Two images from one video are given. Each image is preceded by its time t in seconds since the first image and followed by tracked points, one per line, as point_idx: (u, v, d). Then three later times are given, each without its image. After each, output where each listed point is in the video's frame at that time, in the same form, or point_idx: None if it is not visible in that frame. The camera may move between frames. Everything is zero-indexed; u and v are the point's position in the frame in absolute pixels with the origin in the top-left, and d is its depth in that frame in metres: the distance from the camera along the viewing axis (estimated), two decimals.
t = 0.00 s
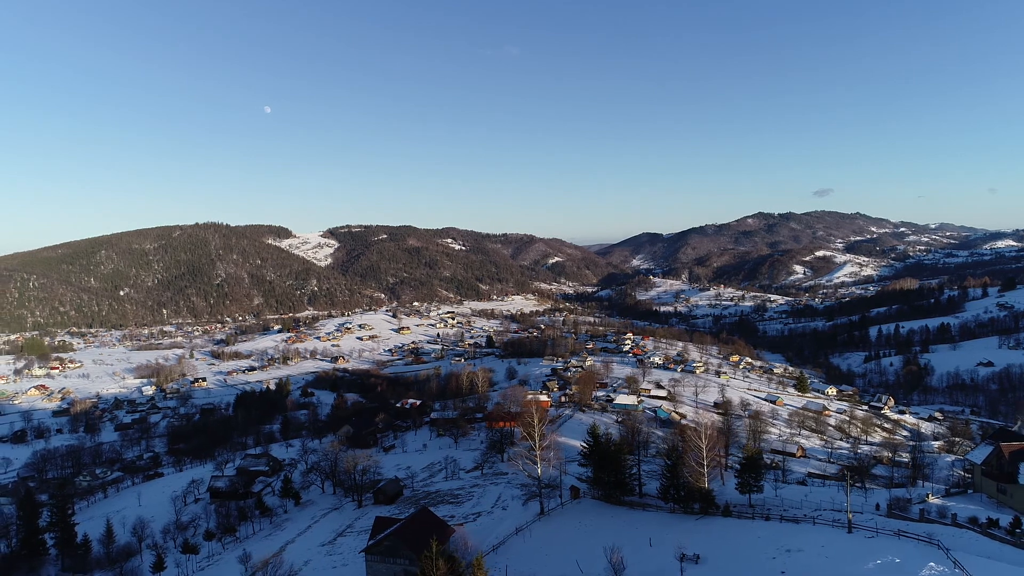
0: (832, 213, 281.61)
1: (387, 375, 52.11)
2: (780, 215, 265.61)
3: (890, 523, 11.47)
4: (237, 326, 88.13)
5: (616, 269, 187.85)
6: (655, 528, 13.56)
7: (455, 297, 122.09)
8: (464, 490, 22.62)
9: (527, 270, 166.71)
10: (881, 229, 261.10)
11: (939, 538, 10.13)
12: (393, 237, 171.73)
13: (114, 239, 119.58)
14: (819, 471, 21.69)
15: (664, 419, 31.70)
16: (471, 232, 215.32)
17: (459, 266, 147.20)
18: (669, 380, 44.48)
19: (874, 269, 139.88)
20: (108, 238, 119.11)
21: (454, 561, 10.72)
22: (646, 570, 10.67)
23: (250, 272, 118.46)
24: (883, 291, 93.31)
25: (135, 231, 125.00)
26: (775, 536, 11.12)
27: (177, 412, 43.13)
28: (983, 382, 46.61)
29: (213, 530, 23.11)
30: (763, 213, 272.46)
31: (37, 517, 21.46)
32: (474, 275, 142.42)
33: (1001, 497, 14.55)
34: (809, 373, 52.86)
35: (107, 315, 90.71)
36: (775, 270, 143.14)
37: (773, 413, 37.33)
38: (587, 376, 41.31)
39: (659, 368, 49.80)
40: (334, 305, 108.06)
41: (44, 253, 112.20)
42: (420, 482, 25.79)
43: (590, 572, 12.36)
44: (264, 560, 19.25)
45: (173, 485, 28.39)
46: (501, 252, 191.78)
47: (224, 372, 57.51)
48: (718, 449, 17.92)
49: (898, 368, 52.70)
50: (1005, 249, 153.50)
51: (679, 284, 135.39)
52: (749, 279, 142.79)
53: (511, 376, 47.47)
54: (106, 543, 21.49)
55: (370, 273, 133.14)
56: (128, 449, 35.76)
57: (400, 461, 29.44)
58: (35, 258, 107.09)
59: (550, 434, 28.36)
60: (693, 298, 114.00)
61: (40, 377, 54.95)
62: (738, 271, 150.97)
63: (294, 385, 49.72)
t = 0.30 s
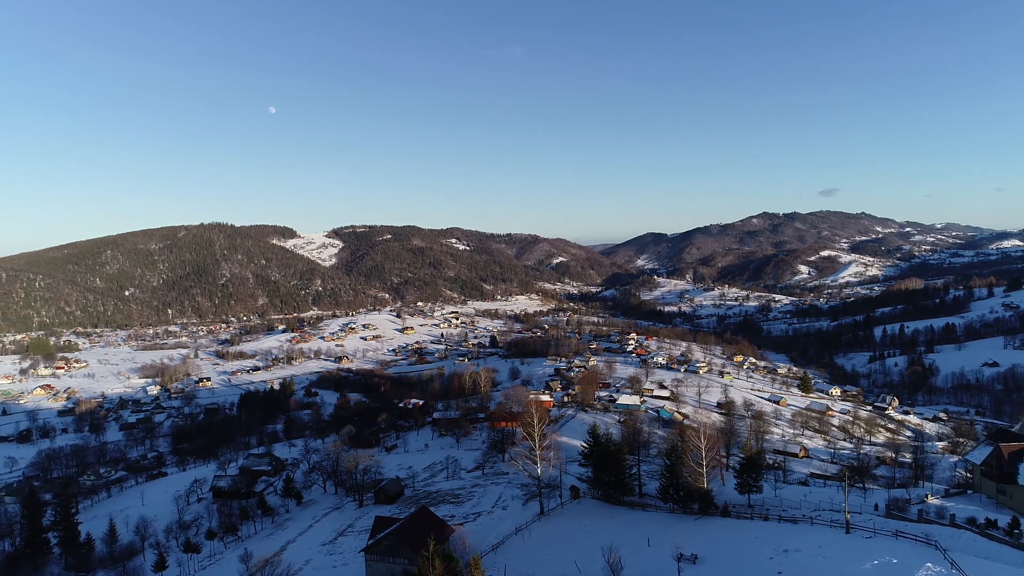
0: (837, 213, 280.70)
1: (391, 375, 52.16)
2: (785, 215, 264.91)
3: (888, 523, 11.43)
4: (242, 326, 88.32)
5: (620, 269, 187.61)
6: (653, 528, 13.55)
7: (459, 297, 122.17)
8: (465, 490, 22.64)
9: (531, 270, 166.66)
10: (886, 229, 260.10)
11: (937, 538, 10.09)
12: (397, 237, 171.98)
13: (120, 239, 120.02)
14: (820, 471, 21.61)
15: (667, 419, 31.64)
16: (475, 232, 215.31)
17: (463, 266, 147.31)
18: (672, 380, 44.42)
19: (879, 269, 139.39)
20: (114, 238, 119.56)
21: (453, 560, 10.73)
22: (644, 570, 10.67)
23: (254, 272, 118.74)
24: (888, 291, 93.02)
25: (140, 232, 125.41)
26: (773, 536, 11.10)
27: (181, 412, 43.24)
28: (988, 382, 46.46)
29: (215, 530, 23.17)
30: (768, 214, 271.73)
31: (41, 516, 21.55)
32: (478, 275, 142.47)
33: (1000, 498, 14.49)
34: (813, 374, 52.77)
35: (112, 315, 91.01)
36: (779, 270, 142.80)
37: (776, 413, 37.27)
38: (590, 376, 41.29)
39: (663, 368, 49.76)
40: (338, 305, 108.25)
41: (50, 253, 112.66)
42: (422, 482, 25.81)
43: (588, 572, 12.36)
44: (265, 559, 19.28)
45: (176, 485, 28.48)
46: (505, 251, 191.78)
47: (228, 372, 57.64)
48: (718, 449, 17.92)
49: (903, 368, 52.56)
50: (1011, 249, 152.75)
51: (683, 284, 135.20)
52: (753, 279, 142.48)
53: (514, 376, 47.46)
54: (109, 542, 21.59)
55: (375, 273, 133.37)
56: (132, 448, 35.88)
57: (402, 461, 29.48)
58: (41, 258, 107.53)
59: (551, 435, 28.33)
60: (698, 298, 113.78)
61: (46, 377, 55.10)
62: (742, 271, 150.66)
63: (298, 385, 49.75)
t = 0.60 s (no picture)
0: (844, 213, 279.40)
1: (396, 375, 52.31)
2: (791, 215, 264.02)
3: (886, 524, 11.40)
4: (248, 326, 88.72)
5: (626, 269, 187.39)
6: (653, 528, 13.56)
7: (464, 297, 122.36)
8: (467, 490, 22.66)
9: (537, 270, 166.79)
10: (894, 229, 258.57)
11: (936, 540, 10.06)
12: (403, 237, 172.49)
13: (127, 239, 120.75)
14: (824, 472, 21.53)
15: (671, 419, 31.58)
16: (481, 232, 215.59)
17: (468, 266, 147.51)
18: (678, 380, 44.38)
19: (886, 269, 138.71)
20: (121, 239, 120.31)
21: (452, 560, 10.75)
22: (643, 570, 10.68)
23: (260, 272, 119.28)
24: (895, 291, 92.62)
25: (147, 232, 126.14)
26: (773, 537, 11.09)
27: (187, 411, 43.42)
28: (995, 382, 46.19)
29: (219, 529, 23.27)
30: (775, 213, 270.76)
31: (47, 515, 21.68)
32: (484, 275, 142.67)
33: (1001, 499, 14.43)
34: (819, 374, 52.69)
35: (120, 315, 91.57)
36: (786, 270, 142.33)
37: (781, 414, 37.17)
38: (594, 376, 41.30)
39: (668, 368, 49.73)
40: (344, 305, 108.60)
41: (58, 254, 113.49)
42: (425, 482, 25.87)
43: (587, 572, 12.36)
44: (268, 558, 19.33)
45: (181, 484, 28.61)
46: (511, 252, 191.92)
47: (235, 371, 57.86)
48: (719, 449, 17.92)
49: (910, 368, 52.32)
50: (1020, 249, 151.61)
51: (689, 284, 134.98)
52: (760, 279, 142.06)
53: (519, 376, 47.50)
54: (114, 541, 21.71)
55: (381, 273, 133.77)
56: (139, 448, 36.11)
57: (405, 460, 29.55)
58: (49, 259, 108.33)
59: (554, 435, 28.33)
60: (703, 299, 113.61)
61: (54, 377, 55.49)
62: (749, 271, 150.23)
63: (304, 385, 49.95)
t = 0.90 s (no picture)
0: (853, 213, 277.60)
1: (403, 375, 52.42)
2: (799, 215, 262.61)
3: (889, 526, 11.33)
4: (257, 326, 89.11)
5: (633, 269, 186.95)
6: (655, 528, 13.55)
7: (472, 297, 122.52)
8: (471, 489, 22.67)
9: (544, 270, 166.74)
10: (904, 229, 256.70)
11: (938, 541, 9.99)
12: (410, 237, 172.99)
13: (136, 240, 121.67)
14: (829, 473, 21.43)
15: (676, 419, 31.51)
16: (488, 232, 215.76)
17: (475, 266, 147.59)
18: (684, 380, 44.26)
19: (895, 269, 137.72)
20: (130, 239, 121.27)
21: (453, 559, 10.79)
22: (643, 570, 10.68)
23: (269, 272, 119.91)
24: (904, 291, 91.93)
25: (157, 232, 127.08)
26: (775, 538, 11.04)
27: (195, 411, 43.71)
28: (1005, 383, 45.79)
29: (225, 528, 23.42)
30: (783, 213, 269.34)
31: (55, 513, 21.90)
32: (491, 275, 142.77)
33: (1006, 501, 14.34)
34: (827, 374, 52.43)
35: (130, 315, 92.25)
36: (794, 270, 141.54)
37: (788, 414, 36.95)
38: (600, 376, 41.23)
39: (674, 369, 49.64)
40: (352, 305, 108.94)
41: (69, 254, 114.55)
42: (429, 482, 25.91)
43: (588, 572, 12.36)
44: (273, 557, 19.43)
45: (188, 483, 28.82)
46: (518, 251, 192.08)
47: (243, 371, 58.15)
48: (722, 450, 17.88)
49: (919, 368, 51.95)
50: None
51: (696, 284, 134.59)
52: (768, 279, 141.40)
53: (526, 376, 47.49)
54: (121, 539, 21.89)
55: (388, 273, 134.10)
56: (147, 447, 36.38)
57: (410, 460, 29.61)
58: (60, 259, 109.36)
59: (558, 434, 28.30)
60: (711, 299, 113.26)
61: (65, 377, 55.99)
62: (757, 271, 149.61)
63: (312, 385, 50.14)
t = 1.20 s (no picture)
0: (864, 212, 275.46)
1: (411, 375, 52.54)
2: (810, 215, 261.13)
3: (893, 526, 11.25)
4: (266, 326, 89.53)
5: (642, 269, 186.52)
6: (658, 529, 13.53)
7: (480, 297, 122.65)
8: (476, 489, 22.68)
9: (553, 270, 166.64)
10: (915, 228, 254.45)
11: (941, 542, 9.92)
12: (419, 237, 173.46)
13: (147, 240, 122.77)
14: (834, 474, 21.33)
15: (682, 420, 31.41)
16: (497, 232, 215.95)
17: (484, 266, 147.73)
18: (692, 380, 44.15)
19: (907, 269, 136.56)
20: (141, 240, 122.35)
21: (454, 559, 10.81)
22: (646, 571, 10.66)
23: (278, 272, 120.57)
24: (915, 291, 91.24)
25: (167, 232, 128.12)
26: (777, 538, 11.01)
27: (205, 410, 44.02)
28: (1017, 384, 45.31)
29: (232, 526, 23.60)
30: (793, 213, 267.72)
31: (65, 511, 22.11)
32: (500, 275, 142.84)
33: (1012, 502, 14.24)
34: (837, 375, 52.12)
35: (140, 315, 93.00)
36: (804, 270, 140.70)
37: (796, 415, 36.73)
38: (607, 376, 41.19)
39: (682, 368, 49.53)
40: (361, 305, 109.28)
41: (80, 254, 115.62)
42: (434, 481, 26.01)
43: (590, 572, 12.37)
44: (279, 556, 19.58)
45: (196, 482, 29.07)
46: (527, 251, 192.01)
47: (252, 371, 58.46)
48: (726, 451, 17.86)
49: (929, 369, 51.51)
50: None
51: (705, 284, 134.08)
52: (778, 279, 140.63)
53: (533, 376, 47.48)
54: (130, 538, 22.07)
55: (397, 273, 134.46)
56: (156, 446, 36.68)
57: (416, 460, 29.68)
58: (72, 259, 110.48)
59: (563, 435, 28.30)
60: (721, 299, 112.82)
61: (77, 376, 56.57)
62: (767, 271, 148.81)
63: (320, 385, 50.37)
